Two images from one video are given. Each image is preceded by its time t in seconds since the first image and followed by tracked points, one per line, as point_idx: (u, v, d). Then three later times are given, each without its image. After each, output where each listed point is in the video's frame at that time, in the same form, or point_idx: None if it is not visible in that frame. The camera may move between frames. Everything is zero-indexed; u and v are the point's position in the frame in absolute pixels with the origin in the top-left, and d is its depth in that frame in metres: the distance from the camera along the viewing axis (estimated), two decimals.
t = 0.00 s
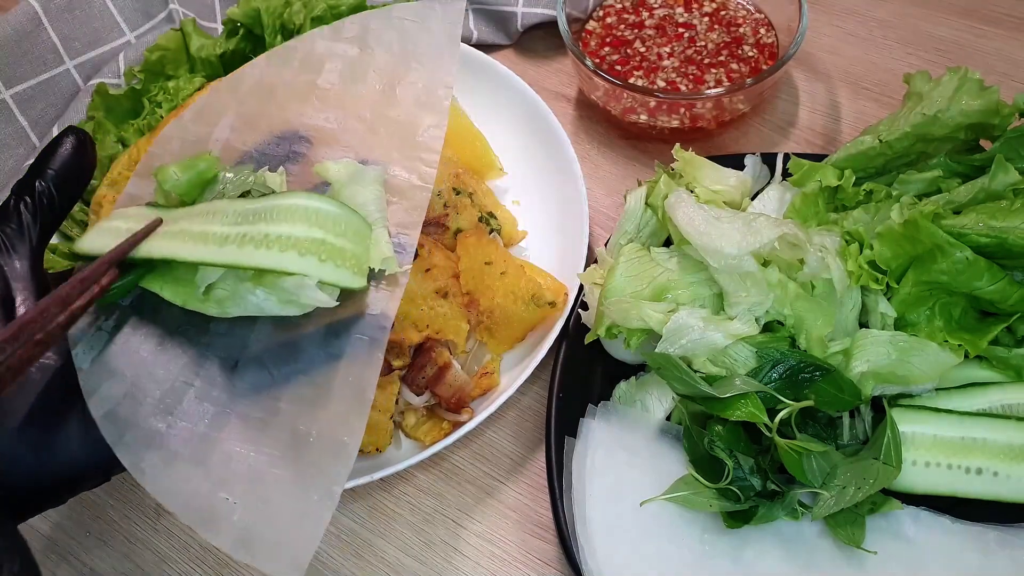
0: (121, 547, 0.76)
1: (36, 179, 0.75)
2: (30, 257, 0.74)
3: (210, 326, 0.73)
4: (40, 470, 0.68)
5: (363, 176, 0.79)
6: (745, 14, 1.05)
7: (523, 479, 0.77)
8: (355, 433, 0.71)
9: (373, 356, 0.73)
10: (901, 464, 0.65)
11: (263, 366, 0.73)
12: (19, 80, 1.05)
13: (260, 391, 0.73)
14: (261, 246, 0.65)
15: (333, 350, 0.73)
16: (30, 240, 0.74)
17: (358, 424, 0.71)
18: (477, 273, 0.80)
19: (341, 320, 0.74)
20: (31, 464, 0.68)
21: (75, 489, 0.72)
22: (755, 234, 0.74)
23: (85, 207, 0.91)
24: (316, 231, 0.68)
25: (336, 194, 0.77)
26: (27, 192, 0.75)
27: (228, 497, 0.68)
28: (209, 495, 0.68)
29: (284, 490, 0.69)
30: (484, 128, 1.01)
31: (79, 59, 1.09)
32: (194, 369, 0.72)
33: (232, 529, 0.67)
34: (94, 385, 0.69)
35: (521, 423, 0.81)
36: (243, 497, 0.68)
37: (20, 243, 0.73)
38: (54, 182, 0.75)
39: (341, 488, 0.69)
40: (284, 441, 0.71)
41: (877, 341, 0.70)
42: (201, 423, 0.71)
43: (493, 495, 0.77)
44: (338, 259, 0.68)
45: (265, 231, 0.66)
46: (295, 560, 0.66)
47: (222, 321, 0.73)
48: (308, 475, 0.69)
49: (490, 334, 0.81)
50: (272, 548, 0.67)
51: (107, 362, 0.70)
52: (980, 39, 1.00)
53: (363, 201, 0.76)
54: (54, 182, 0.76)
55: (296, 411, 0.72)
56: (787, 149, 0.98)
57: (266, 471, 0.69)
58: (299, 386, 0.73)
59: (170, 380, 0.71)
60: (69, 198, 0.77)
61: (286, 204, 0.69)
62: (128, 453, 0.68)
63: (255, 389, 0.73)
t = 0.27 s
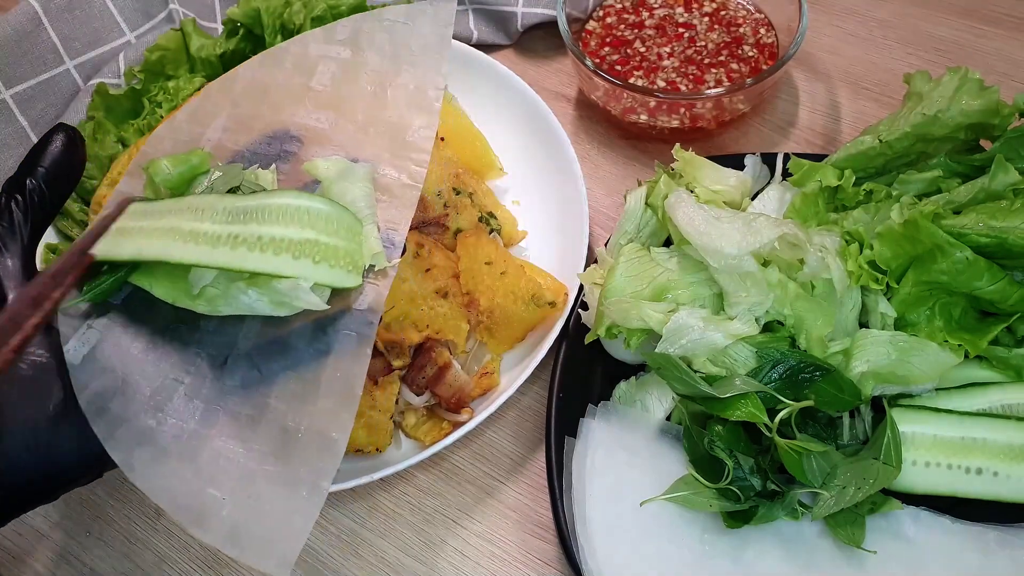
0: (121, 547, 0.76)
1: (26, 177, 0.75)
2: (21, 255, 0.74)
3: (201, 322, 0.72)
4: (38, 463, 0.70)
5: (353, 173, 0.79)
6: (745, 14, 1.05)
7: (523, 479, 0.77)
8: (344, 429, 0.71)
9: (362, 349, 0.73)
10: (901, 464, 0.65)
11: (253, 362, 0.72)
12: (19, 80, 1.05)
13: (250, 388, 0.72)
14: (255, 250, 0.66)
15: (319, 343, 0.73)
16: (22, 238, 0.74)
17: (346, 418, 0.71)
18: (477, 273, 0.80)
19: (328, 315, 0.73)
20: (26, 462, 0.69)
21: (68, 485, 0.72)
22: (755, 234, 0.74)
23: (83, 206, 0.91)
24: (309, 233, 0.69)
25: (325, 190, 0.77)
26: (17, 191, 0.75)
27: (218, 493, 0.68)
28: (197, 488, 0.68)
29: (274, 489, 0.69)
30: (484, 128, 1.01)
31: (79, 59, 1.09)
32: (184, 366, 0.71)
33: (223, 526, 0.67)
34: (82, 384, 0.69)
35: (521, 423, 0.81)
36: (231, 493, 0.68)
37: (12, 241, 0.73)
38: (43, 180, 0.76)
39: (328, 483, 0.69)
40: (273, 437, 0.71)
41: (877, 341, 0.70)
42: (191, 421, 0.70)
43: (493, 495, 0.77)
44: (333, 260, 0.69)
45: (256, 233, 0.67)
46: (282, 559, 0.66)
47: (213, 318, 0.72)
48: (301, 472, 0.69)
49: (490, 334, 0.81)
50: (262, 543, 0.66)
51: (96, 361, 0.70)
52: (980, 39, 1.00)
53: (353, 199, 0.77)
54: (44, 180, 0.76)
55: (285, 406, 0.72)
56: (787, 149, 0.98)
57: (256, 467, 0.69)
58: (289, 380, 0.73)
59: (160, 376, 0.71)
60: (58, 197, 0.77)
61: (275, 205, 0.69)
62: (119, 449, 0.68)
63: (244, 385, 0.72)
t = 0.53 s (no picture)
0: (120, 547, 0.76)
1: (28, 169, 0.74)
2: (22, 249, 0.74)
3: (202, 323, 0.73)
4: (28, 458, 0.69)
5: (357, 172, 0.80)
6: (745, 14, 1.05)
7: (523, 479, 0.77)
8: (344, 435, 0.71)
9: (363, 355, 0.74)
10: (901, 465, 0.65)
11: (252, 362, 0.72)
12: (19, 80, 1.05)
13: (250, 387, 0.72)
14: (260, 249, 0.67)
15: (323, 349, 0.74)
16: (22, 232, 0.74)
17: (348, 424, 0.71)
18: (477, 273, 0.80)
19: (332, 321, 0.74)
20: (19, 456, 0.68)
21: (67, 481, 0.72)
22: (755, 234, 0.74)
23: (83, 206, 0.91)
24: (312, 232, 0.69)
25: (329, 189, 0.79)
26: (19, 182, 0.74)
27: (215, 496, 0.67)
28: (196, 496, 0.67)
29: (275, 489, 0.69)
30: (484, 128, 1.01)
31: (79, 59, 1.09)
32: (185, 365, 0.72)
33: (221, 528, 0.66)
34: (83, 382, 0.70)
35: (521, 423, 0.81)
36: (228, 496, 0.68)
37: (12, 236, 0.73)
38: (47, 172, 0.74)
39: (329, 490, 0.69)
40: (273, 440, 0.71)
41: (877, 341, 0.70)
42: (190, 420, 0.70)
43: (493, 495, 0.77)
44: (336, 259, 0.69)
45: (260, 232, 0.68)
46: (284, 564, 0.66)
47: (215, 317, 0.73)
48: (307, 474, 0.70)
49: (490, 334, 0.81)
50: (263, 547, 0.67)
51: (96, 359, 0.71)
52: (980, 38, 1.00)
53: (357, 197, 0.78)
54: (47, 172, 0.74)
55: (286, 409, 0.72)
56: (787, 149, 0.98)
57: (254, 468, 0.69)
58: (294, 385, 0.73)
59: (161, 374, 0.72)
60: (62, 188, 0.76)
61: (279, 204, 0.70)
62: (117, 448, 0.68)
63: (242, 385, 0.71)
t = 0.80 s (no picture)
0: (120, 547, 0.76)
1: (34, 164, 0.74)
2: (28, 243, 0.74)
3: (208, 319, 0.73)
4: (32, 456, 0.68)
5: (364, 172, 0.79)
6: (745, 14, 1.05)
7: (523, 479, 0.77)
8: (353, 429, 0.70)
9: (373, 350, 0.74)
10: (901, 465, 0.65)
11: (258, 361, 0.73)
12: (19, 80, 1.05)
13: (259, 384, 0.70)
14: (268, 242, 0.67)
15: (334, 348, 0.73)
16: (28, 226, 0.74)
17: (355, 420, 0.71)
18: (477, 273, 0.79)
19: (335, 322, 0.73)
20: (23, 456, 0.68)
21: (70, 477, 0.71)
22: (755, 234, 0.74)
23: (84, 206, 0.91)
24: (318, 225, 0.69)
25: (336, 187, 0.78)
26: (25, 177, 0.74)
27: (227, 492, 0.65)
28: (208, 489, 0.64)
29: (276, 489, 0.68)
30: (484, 128, 1.01)
31: (79, 60, 1.09)
32: (193, 364, 0.72)
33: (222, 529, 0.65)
34: (93, 380, 0.70)
35: (521, 423, 0.81)
36: (242, 492, 0.65)
37: (18, 230, 0.73)
38: (53, 168, 0.74)
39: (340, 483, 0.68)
40: (284, 436, 0.70)
41: (877, 342, 0.70)
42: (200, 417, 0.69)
43: (493, 495, 0.77)
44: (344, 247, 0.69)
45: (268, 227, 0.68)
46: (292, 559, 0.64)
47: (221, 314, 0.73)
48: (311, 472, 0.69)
49: (490, 334, 0.81)
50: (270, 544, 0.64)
51: (107, 357, 0.71)
52: (980, 38, 1.00)
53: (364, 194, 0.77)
54: (54, 168, 0.74)
55: (295, 406, 0.71)
56: (787, 149, 0.98)
57: (265, 465, 0.68)
58: (305, 381, 0.72)
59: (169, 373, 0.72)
60: (68, 184, 0.76)
61: (284, 199, 0.69)
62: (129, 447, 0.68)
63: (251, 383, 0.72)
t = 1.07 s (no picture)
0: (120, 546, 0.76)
1: (37, 163, 0.74)
2: (31, 242, 0.74)
3: (209, 317, 0.73)
4: (32, 453, 0.69)
5: (371, 175, 0.79)
6: (745, 14, 1.05)
7: (523, 479, 0.77)
8: (353, 426, 0.70)
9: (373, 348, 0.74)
10: (901, 465, 0.65)
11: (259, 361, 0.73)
12: (19, 80, 1.05)
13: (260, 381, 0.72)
14: (273, 255, 0.67)
15: (334, 347, 0.73)
16: (31, 225, 0.74)
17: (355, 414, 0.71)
18: (477, 273, 0.79)
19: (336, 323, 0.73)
20: (24, 453, 0.69)
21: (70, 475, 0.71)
22: (755, 234, 0.74)
23: (84, 206, 0.91)
24: (325, 243, 0.69)
25: (344, 189, 0.78)
26: (29, 176, 0.74)
27: (228, 488, 0.66)
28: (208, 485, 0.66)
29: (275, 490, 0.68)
30: (484, 128, 1.01)
31: (79, 59, 1.09)
32: (194, 361, 0.72)
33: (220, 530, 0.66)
34: (94, 378, 0.70)
35: (521, 423, 0.81)
36: (242, 488, 0.67)
37: (21, 230, 0.73)
38: (56, 168, 0.74)
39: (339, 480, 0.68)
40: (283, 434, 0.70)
41: (877, 342, 0.70)
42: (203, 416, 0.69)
43: (493, 495, 0.77)
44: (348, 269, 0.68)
45: (275, 240, 0.68)
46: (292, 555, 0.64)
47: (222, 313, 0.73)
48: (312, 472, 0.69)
49: (490, 334, 0.81)
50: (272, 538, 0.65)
51: (108, 355, 0.71)
52: (980, 38, 1.00)
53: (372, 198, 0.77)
54: (56, 168, 0.74)
55: (295, 405, 0.72)
56: (787, 149, 0.98)
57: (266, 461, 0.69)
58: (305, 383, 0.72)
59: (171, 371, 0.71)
60: (71, 183, 0.76)
61: (296, 216, 0.70)
62: (130, 445, 0.68)
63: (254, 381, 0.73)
